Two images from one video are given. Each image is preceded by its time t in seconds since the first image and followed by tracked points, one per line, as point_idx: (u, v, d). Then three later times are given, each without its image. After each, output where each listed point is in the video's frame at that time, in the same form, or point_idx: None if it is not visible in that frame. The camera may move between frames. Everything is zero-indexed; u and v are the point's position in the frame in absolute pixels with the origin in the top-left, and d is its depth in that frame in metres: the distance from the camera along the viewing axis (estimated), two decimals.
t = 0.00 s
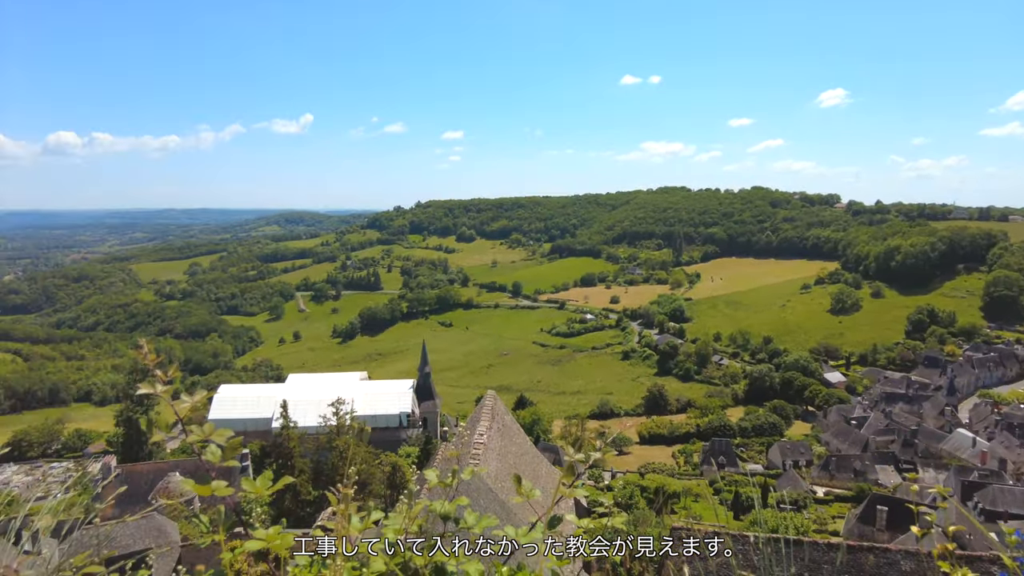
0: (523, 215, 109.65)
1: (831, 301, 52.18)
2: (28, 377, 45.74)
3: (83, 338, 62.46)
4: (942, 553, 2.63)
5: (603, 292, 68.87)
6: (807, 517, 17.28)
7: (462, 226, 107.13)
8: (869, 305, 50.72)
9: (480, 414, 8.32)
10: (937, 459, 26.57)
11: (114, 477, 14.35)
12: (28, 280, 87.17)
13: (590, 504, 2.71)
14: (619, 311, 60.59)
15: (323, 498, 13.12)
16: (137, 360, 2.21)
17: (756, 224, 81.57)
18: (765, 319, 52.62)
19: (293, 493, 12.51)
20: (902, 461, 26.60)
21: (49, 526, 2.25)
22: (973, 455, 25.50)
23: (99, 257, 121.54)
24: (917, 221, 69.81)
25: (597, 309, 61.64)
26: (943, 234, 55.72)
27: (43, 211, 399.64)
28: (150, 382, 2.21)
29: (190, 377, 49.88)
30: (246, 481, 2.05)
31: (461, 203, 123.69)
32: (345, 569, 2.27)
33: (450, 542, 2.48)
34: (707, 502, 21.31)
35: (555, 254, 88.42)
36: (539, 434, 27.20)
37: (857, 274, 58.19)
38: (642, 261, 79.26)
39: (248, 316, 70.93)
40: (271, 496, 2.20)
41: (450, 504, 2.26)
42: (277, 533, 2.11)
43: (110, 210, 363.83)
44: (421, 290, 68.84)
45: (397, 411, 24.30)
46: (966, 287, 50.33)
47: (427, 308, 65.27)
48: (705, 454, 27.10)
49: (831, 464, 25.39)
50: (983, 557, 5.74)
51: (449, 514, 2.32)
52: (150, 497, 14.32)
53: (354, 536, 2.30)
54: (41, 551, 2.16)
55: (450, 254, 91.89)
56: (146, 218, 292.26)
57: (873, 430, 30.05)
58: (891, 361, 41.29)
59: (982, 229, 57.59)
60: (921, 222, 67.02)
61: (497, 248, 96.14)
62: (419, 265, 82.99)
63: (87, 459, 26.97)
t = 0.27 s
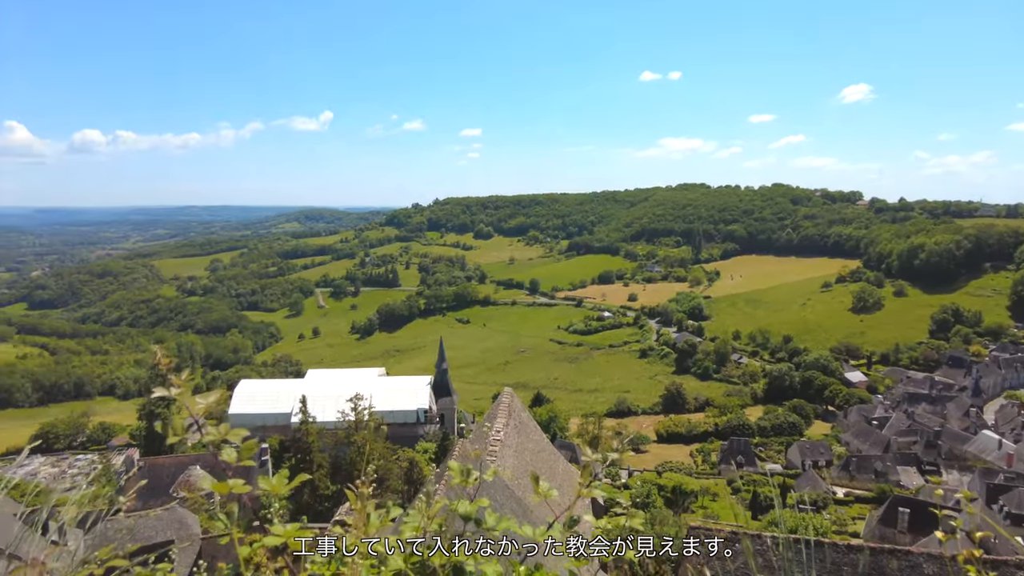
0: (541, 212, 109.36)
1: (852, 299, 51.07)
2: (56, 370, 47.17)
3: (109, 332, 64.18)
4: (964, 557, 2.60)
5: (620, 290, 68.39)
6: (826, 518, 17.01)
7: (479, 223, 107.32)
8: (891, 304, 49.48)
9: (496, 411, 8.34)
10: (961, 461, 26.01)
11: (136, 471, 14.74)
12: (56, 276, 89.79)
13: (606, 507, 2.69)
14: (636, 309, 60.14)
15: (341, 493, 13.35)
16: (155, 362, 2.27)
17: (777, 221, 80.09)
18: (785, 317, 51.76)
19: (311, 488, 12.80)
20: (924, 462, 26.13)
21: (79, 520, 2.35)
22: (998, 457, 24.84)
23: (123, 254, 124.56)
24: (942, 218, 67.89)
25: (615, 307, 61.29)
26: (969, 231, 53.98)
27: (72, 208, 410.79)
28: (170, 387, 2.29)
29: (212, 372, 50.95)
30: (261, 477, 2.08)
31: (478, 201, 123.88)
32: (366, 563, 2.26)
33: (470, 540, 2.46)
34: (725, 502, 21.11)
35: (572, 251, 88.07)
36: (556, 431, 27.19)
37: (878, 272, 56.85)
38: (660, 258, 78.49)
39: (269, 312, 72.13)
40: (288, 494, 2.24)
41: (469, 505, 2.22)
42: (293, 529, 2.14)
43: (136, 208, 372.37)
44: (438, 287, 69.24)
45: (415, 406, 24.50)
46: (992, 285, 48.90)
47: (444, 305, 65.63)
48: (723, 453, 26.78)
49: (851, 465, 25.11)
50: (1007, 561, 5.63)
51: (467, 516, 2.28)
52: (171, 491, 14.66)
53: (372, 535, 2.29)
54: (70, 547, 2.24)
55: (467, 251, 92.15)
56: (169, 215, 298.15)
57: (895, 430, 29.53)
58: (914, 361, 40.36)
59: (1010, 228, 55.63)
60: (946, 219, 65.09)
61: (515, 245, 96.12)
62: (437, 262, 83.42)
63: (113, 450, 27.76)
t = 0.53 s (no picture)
0: (553, 211, 109.06)
1: (869, 300, 50.30)
2: (73, 367, 48.06)
3: (126, 330, 65.28)
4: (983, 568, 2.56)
5: (633, 290, 68.02)
6: (840, 520, 16.81)
7: (491, 223, 107.37)
8: (909, 304, 48.77)
9: (508, 410, 8.37)
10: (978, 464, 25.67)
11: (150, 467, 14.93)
12: (74, 274, 91.45)
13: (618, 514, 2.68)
14: (649, 309, 59.77)
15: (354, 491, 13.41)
16: (171, 371, 2.29)
17: (792, 221, 79.01)
18: (800, 318, 51.10)
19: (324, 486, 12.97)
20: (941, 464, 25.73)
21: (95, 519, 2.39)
22: (1017, 461, 24.59)
23: (139, 252, 126.51)
24: (960, 218, 66.62)
25: (627, 307, 60.97)
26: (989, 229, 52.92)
27: (92, 208, 418.58)
28: (187, 397, 2.33)
29: (226, 370, 51.60)
30: (277, 484, 2.13)
31: (490, 200, 123.96)
32: (377, 568, 2.27)
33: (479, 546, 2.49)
34: (738, 503, 20.92)
35: (584, 251, 87.74)
36: (567, 431, 27.12)
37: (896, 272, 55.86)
38: (673, 258, 77.88)
39: (283, 310, 72.88)
40: (302, 498, 2.27)
41: (482, 514, 2.24)
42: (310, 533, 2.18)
43: (154, 207, 378.24)
44: (450, 286, 69.39)
45: (427, 405, 24.60)
46: (1012, 286, 47.84)
47: (456, 304, 65.79)
48: (736, 455, 26.49)
49: (866, 467, 24.93)
50: None
51: (480, 525, 2.29)
52: (185, 488, 14.82)
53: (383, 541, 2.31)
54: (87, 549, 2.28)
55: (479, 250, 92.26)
56: (185, 214, 302.22)
57: (911, 432, 29.15)
58: (931, 363, 39.68)
59: None
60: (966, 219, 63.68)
61: (527, 245, 96.05)
62: (449, 261, 83.67)
63: (130, 447, 28.23)
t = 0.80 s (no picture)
0: (562, 211, 108.89)
1: (879, 300, 49.78)
2: (84, 365, 48.66)
3: (137, 328, 66.00)
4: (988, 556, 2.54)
5: (642, 289, 67.74)
6: (849, 522, 16.67)
7: (500, 222, 107.47)
8: (920, 305, 48.20)
9: (517, 410, 8.38)
10: (992, 466, 25.27)
11: (161, 465, 15.07)
12: (85, 273, 92.52)
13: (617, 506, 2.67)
14: (657, 309, 59.52)
15: (363, 489, 13.48)
16: (179, 378, 2.31)
17: (801, 221, 78.26)
18: (810, 318, 50.63)
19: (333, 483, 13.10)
20: (952, 466, 25.45)
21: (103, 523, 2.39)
22: None
23: (149, 252, 127.88)
24: (973, 218, 65.70)
25: (636, 307, 60.73)
26: (1002, 229, 52.08)
27: (106, 208, 423.40)
28: (195, 404, 2.34)
29: (235, 368, 52.00)
30: (283, 491, 2.11)
31: (499, 199, 124.05)
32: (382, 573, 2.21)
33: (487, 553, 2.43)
34: (747, 504, 20.79)
35: (593, 250, 87.50)
36: (575, 431, 27.09)
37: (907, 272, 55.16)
38: (682, 258, 77.49)
39: (292, 309, 73.40)
40: (308, 505, 2.26)
41: (487, 521, 2.18)
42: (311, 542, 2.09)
43: (165, 207, 382.11)
44: (458, 285, 69.51)
45: (435, 404, 24.68)
46: None
47: (464, 304, 65.89)
48: (745, 455, 26.34)
49: (876, 468, 24.75)
50: None
51: (486, 533, 2.23)
52: (195, 485, 14.92)
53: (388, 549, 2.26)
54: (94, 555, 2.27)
55: (487, 250, 92.36)
56: (196, 214, 304.92)
57: (921, 434, 28.87)
58: (942, 364, 39.21)
59: None
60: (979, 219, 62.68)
61: (535, 244, 96.01)
62: (457, 261, 83.82)
63: (141, 445, 28.56)
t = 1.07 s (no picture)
0: (569, 211, 108.64)
1: (889, 301, 49.28)
2: (94, 364, 49.21)
3: (147, 328, 66.68)
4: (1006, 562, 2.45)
5: (650, 289, 67.49)
6: (858, 523, 16.54)
7: (507, 222, 107.49)
8: (931, 305, 47.66)
9: (523, 410, 8.37)
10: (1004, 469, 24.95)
11: (170, 464, 15.21)
12: (96, 273, 93.54)
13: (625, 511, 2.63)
14: (665, 309, 59.27)
15: (371, 489, 13.58)
16: (185, 381, 2.34)
17: (810, 221, 77.57)
18: (819, 319, 50.21)
19: (341, 483, 13.19)
20: (963, 469, 25.14)
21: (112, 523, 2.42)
22: None
23: (159, 251, 129.10)
24: (985, 218, 64.82)
25: (643, 307, 60.53)
26: (1015, 229, 51.34)
27: (117, 208, 428.02)
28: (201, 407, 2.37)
29: (244, 368, 52.42)
30: (287, 495, 2.13)
31: (506, 199, 124.06)
32: None
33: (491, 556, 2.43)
34: (755, 505, 20.66)
35: (600, 250, 87.27)
36: (582, 432, 27.06)
37: (917, 273, 54.55)
38: (690, 258, 77.09)
39: (301, 309, 73.84)
40: (312, 514, 2.26)
41: (492, 525, 2.18)
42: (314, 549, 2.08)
43: (176, 207, 385.62)
44: (466, 285, 69.59)
45: (442, 404, 24.75)
46: None
47: (471, 304, 65.97)
48: (753, 457, 26.17)
49: (886, 470, 24.53)
50: None
51: (491, 538, 2.22)
52: (203, 484, 15.02)
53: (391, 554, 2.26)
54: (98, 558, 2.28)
55: (494, 250, 92.41)
56: (206, 214, 307.56)
57: (932, 436, 28.56)
58: (953, 365, 38.76)
59: None
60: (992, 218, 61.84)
61: (543, 244, 95.91)
62: (464, 261, 83.93)
63: (151, 443, 28.84)
